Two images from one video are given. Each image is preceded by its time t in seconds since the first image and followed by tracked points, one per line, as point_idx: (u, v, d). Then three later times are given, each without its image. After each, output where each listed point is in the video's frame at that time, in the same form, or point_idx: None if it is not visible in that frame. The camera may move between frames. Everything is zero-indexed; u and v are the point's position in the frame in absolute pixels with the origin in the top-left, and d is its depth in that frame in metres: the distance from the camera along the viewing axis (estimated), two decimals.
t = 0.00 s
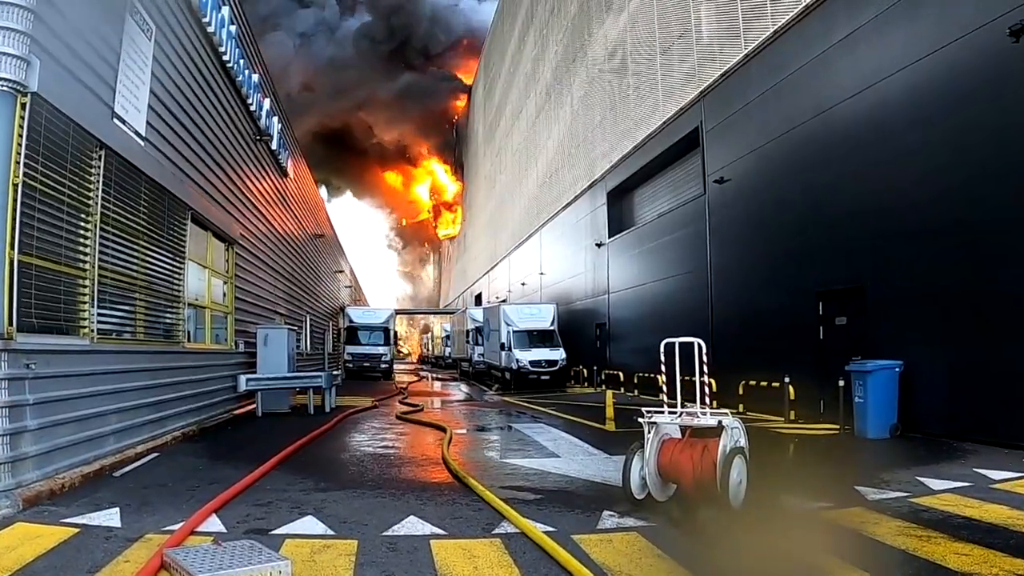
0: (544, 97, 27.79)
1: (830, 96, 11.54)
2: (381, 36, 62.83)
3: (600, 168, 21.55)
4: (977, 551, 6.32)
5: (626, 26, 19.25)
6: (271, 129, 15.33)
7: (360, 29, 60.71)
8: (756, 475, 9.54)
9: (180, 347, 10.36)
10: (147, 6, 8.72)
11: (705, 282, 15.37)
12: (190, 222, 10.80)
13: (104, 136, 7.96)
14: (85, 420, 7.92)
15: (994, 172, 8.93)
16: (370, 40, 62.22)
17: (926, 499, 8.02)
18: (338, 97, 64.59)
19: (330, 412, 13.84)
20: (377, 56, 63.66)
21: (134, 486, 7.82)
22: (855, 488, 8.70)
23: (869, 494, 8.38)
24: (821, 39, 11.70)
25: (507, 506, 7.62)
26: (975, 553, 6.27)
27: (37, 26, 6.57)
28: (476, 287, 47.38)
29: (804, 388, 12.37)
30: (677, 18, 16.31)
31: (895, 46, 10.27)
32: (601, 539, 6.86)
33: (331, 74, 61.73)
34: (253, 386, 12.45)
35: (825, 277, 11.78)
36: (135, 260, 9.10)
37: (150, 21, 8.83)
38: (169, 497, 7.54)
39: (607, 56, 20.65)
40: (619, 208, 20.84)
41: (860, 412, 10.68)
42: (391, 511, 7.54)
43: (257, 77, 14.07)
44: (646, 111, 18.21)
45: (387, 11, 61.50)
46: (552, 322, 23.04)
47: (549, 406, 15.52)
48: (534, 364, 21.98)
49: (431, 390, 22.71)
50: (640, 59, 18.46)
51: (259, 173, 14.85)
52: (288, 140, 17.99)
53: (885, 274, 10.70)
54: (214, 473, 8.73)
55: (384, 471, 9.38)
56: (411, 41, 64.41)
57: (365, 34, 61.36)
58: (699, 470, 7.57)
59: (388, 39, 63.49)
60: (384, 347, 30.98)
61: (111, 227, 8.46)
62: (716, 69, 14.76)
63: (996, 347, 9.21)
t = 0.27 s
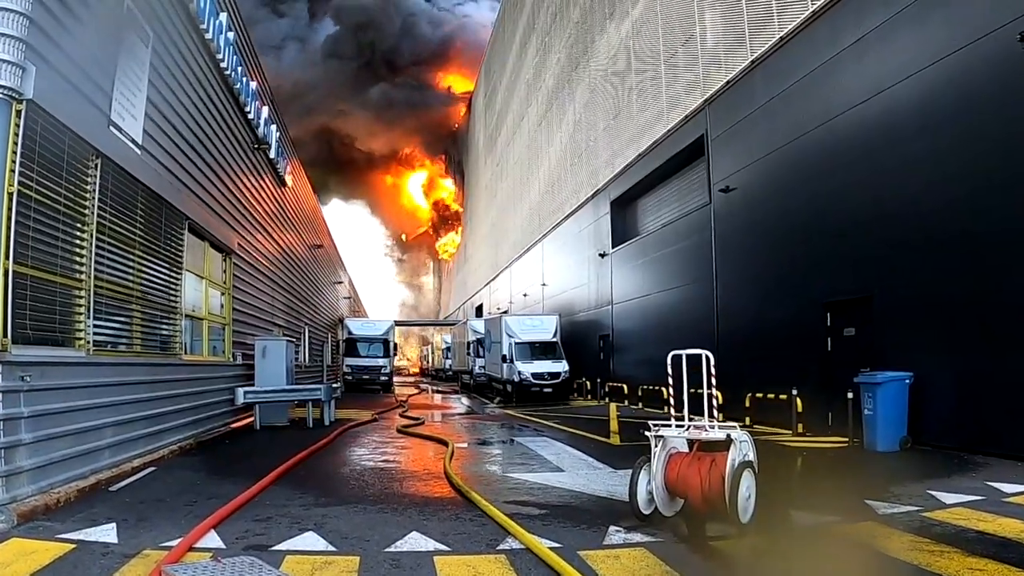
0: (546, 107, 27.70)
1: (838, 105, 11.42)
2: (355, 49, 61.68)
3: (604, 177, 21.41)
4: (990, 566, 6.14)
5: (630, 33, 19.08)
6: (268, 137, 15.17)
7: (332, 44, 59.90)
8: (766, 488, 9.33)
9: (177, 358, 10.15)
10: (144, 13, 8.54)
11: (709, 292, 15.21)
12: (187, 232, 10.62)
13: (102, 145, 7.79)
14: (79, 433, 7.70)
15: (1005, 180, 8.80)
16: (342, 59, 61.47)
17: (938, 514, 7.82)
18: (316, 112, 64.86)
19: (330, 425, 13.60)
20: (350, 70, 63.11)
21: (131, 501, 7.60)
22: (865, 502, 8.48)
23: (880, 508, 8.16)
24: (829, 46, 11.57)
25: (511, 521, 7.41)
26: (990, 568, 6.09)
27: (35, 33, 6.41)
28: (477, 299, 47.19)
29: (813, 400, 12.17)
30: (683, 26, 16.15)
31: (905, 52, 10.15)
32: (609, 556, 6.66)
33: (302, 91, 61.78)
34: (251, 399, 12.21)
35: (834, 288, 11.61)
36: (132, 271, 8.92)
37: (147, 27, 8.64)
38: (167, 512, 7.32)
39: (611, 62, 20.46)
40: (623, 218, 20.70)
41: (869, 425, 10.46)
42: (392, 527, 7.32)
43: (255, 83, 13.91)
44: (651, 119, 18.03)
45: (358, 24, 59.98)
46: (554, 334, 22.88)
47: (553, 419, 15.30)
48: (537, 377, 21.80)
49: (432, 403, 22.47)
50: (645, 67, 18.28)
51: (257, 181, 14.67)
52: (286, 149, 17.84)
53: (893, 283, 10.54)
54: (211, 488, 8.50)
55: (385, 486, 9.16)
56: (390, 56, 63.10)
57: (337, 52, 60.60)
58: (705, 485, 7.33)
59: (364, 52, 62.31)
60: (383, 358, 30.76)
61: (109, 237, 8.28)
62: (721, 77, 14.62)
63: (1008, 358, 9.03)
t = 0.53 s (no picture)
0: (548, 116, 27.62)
1: (845, 113, 11.31)
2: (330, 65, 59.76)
3: (608, 187, 21.31)
4: None
5: (634, 40, 18.96)
6: (267, 146, 15.06)
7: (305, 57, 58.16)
8: (775, 501, 9.12)
9: (174, 370, 9.98)
10: (143, 20, 8.39)
11: (715, 303, 15.06)
12: (185, 242, 10.47)
13: (99, 154, 7.63)
14: (76, 446, 7.53)
15: (1015, 187, 8.65)
16: (312, 77, 59.89)
17: (951, 528, 7.62)
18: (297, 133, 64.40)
19: (330, 439, 13.41)
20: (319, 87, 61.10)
21: (128, 516, 7.42)
22: (875, 516, 8.24)
23: (891, 522, 7.95)
24: (836, 52, 11.45)
25: (516, 536, 7.23)
26: None
27: (33, 41, 6.25)
28: (478, 311, 47.03)
29: (821, 412, 12.00)
30: (687, 33, 16.03)
31: (914, 59, 10.03)
32: (617, 571, 6.48)
33: (284, 108, 61.70)
34: (249, 412, 12.02)
35: (843, 298, 11.46)
36: (129, 282, 8.75)
37: (146, 35, 8.49)
38: (165, 527, 7.13)
39: (615, 70, 20.33)
40: (627, 228, 20.58)
41: (879, 437, 10.26)
42: (394, 542, 7.13)
43: (253, 92, 13.80)
44: (656, 128, 17.89)
45: (326, 41, 57.70)
46: (557, 347, 22.71)
47: (556, 433, 15.11)
48: (540, 390, 21.62)
49: (434, 416, 22.26)
50: (649, 74, 18.14)
51: (255, 191, 14.52)
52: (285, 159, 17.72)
53: (903, 293, 10.39)
54: (210, 503, 8.31)
55: (387, 501, 8.97)
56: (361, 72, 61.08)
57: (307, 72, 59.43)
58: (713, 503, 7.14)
59: (337, 71, 60.71)
60: (383, 371, 30.55)
61: (106, 248, 8.13)
62: (727, 85, 14.52)
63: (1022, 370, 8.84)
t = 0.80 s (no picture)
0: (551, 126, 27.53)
1: (852, 120, 11.19)
2: (297, 85, 53.43)
3: (611, 197, 21.19)
4: None
5: (638, 47, 18.82)
6: (265, 155, 14.96)
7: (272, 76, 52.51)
8: (783, 515, 8.92)
9: (172, 383, 9.84)
10: (139, 27, 8.30)
11: (720, 313, 14.92)
12: (183, 253, 10.37)
13: (97, 163, 7.53)
14: (73, 459, 7.40)
15: None
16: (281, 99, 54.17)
17: (964, 542, 7.41)
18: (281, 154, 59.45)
19: (330, 452, 13.25)
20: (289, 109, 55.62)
21: (125, 531, 7.27)
22: (886, 531, 8.02)
23: (902, 537, 7.74)
24: (844, 59, 11.33)
25: (520, 551, 7.05)
26: None
27: (29, 49, 6.15)
28: (480, 323, 46.88)
29: (829, 424, 11.82)
30: (691, 40, 15.89)
31: (923, 66, 9.92)
32: None
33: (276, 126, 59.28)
34: (248, 426, 11.88)
35: (851, 309, 11.31)
36: (126, 293, 8.64)
37: (143, 43, 8.39)
38: (162, 541, 6.98)
39: (619, 77, 20.17)
40: (631, 238, 20.46)
41: (889, 450, 10.06)
42: (396, 558, 6.95)
43: (252, 101, 13.71)
44: (661, 136, 17.73)
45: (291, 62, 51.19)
46: (559, 359, 22.56)
47: (560, 446, 14.92)
48: (543, 403, 21.44)
49: (435, 430, 22.04)
50: (653, 82, 17.98)
51: (253, 201, 14.43)
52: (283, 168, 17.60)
53: (912, 303, 10.24)
54: (209, 518, 8.16)
55: (388, 516, 8.79)
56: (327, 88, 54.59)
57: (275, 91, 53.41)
58: (721, 516, 6.96)
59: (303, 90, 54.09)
60: (383, 384, 30.36)
61: (103, 257, 8.02)
62: (732, 93, 14.40)
63: None
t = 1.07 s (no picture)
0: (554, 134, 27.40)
1: (860, 127, 11.07)
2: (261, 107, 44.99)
3: (616, 205, 21.04)
4: None
5: (641, 53, 18.67)
6: (263, 163, 14.85)
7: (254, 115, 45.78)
8: (790, 527, 8.74)
9: (169, 395, 9.71)
10: (136, 34, 8.20)
11: (726, 324, 14.77)
12: (180, 263, 10.28)
13: (94, 171, 7.45)
14: (69, 471, 7.28)
15: None
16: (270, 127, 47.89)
17: (974, 555, 7.23)
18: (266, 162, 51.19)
19: (330, 466, 13.09)
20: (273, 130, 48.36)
21: (122, 545, 7.12)
22: (895, 544, 7.82)
23: (912, 550, 7.55)
24: (851, 65, 11.21)
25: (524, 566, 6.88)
26: None
27: (24, 55, 6.05)
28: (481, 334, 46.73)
29: (836, 436, 11.64)
30: (696, 46, 15.74)
31: (932, 71, 9.80)
32: None
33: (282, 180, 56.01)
34: (246, 438, 11.75)
35: (858, 319, 11.17)
36: (123, 304, 8.53)
37: (139, 49, 8.30)
38: (160, 555, 6.83)
39: (623, 84, 20.01)
40: (636, 247, 20.32)
41: (897, 462, 9.86)
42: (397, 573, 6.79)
43: (249, 108, 13.62)
44: (666, 144, 17.59)
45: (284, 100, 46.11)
46: (562, 370, 22.44)
47: (563, 459, 14.74)
48: (546, 415, 21.29)
49: (436, 443, 21.86)
50: (657, 88, 17.82)
51: (251, 209, 14.34)
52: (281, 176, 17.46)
53: (921, 312, 10.09)
54: (208, 531, 8.01)
55: (389, 530, 8.63)
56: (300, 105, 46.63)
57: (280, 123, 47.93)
58: (727, 528, 6.81)
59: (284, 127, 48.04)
60: (383, 397, 30.15)
61: (100, 267, 7.91)
62: (738, 99, 14.27)
63: None
